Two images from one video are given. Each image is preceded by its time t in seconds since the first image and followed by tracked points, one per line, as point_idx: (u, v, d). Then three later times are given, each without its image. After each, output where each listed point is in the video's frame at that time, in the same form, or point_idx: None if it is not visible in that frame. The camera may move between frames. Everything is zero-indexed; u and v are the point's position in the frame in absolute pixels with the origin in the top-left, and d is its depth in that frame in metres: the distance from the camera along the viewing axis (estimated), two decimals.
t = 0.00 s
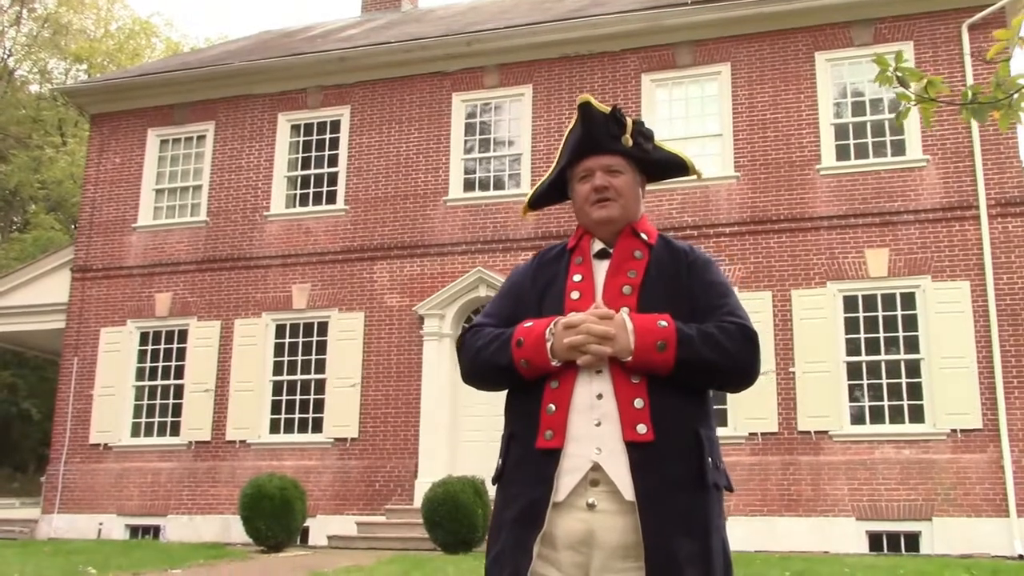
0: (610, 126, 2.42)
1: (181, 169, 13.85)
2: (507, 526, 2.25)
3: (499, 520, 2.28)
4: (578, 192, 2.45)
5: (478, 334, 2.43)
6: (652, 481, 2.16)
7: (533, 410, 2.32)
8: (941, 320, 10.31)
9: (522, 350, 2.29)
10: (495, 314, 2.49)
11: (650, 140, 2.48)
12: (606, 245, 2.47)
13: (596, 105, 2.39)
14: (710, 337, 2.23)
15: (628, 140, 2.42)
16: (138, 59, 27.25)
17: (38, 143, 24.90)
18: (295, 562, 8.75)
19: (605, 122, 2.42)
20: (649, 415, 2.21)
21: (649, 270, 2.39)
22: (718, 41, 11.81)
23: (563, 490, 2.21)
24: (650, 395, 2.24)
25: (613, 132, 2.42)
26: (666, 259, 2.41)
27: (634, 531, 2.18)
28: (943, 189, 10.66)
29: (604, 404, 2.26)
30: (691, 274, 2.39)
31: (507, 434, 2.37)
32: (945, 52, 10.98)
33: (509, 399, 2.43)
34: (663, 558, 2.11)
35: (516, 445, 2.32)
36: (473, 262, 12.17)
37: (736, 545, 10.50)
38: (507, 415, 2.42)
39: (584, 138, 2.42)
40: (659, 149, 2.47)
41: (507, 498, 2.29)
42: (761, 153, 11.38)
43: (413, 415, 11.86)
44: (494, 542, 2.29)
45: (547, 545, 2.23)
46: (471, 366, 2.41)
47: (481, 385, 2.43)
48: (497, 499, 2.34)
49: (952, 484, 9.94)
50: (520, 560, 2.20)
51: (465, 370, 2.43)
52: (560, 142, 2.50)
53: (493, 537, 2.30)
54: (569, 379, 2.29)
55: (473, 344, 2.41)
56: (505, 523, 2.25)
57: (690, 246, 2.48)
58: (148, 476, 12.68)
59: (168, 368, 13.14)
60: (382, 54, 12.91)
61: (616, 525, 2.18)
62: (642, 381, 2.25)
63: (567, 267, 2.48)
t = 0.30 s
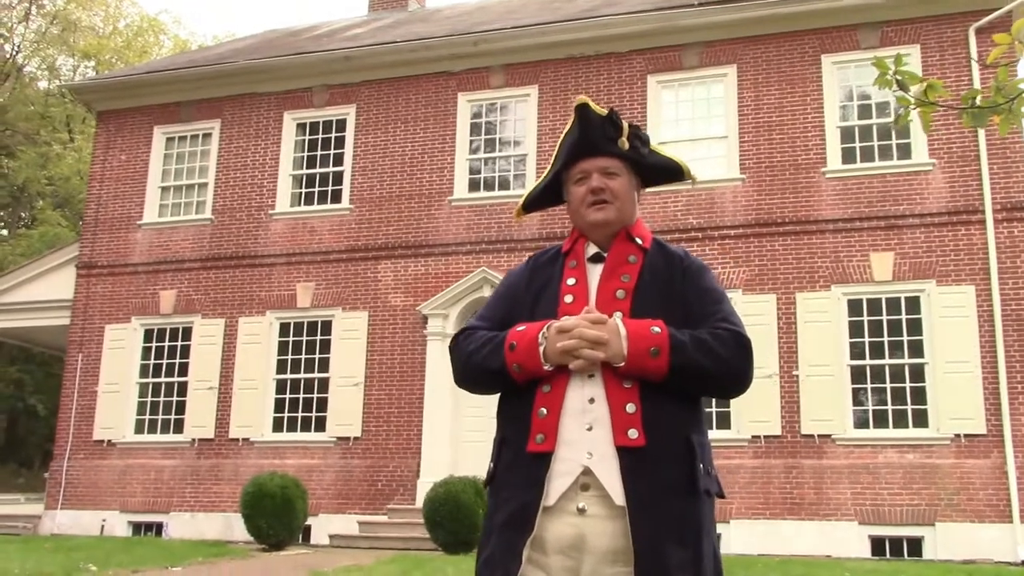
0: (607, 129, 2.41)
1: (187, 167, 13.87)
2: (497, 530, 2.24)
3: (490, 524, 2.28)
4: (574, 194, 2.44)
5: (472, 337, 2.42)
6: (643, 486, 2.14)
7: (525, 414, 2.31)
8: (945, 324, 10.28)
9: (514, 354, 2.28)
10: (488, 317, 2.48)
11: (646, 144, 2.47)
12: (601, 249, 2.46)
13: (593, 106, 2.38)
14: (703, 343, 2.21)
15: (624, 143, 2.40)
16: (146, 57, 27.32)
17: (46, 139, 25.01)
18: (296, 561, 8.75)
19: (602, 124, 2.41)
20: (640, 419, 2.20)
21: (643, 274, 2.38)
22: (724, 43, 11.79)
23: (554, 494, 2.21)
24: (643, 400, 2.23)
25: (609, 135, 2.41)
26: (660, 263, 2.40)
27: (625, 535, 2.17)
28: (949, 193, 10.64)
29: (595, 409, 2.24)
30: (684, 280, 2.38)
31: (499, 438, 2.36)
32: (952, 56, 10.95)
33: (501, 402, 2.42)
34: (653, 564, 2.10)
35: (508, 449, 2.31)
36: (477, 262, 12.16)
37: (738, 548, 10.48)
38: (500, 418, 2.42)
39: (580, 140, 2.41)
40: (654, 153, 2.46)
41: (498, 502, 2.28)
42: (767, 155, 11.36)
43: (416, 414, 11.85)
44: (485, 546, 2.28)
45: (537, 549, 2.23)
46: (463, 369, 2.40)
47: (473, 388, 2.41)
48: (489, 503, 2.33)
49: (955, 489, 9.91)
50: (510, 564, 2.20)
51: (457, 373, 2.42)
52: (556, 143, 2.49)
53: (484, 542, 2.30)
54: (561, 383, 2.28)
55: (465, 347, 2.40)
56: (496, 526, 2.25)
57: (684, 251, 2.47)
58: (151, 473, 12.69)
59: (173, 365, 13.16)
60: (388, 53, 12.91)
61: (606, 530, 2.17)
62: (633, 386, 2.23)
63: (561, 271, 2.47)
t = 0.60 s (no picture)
0: (601, 133, 2.38)
1: (196, 168, 13.91)
2: (492, 531, 2.24)
3: (486, 526, 2.28)
4: (569, 201, 2.42)
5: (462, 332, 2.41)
6: (636, 487, 2.14)
7: (520, 415, 2.32)
8: (955, 324, 10.24)
9: (469, 324, 2.31)
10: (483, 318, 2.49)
11: (641, 146, 2.44)
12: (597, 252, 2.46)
13: (586, 113, 2.36)
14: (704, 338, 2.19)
15: (619, 148, 2.37)
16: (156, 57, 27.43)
17: (58, 139, 25.16)
18: (304, 561, 8.77)
19: (595, 129, 2.37)
20: (634, 421, 2.19)
21: (639, 277, 2.37)
22: (733, 42, 11.77)
23: (548, 496, 2.20)
24: (637, 401, 2.22)
25: (604, 140, 2.37)
26: (656, 266, 2.40)
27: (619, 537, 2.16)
28: (959, 193, 10.59)
29: (589, 410, 2.24)
30: (681, 282, 2.37)
31: (495, 440, 2.36)
32: (962, 54, 10.91)
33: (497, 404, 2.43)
34: (645, 565, 2.09)
35: (503, 450, 2.31)
36: (485, 262, 12.16)
37: (747, 548, 10.46)
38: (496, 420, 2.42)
39: (574, 145, 2.38)
40: (650, 154, 2.43)
41: (493, 504, 2.28)
42: (775, 155, 11.33)
43: (424, 414, 11.86)
44: (481, 549, 2.28)
45: (531, 551, 2.22)
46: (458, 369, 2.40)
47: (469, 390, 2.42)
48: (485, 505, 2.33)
49: (965, 489, 9.86)
50: (504, 565, 2.19)
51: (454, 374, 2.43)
52: (551, 149, 2.47)
53: (480, 543, 2.29)
54: (556, 384, 2.28)
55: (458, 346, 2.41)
56: (491, 527, 2.25)
57: (683, 253, 2.47)
58: (161, 472, 12.74)
59: (182, 365, 13.20)
60: (396, 53, 12.92)
61: (599, 532, 2.16)
62: (627, 387, 2.23)
63: (558, 274, 2.48)
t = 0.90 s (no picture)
0: (598, 137, 2.38)
1: (209, 169, 13.96)
2: (493, 533, 2.24)
3: (487, 528, 2.27)
4: (568, 205, 2.42)
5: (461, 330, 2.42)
6: (635, 489, 2.13)
7: (520, 417, 2.31)
8: (969, 322, 10.18)
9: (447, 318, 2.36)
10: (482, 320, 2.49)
11: (640, 146, 2.43)
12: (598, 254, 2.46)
13: (583, 116, 2.38)
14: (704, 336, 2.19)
15: (617, 150, 2.36)
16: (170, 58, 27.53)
17: (73, 142, 25.30)
18: (316, 561, 8.80)
19: (592, 132, 2.38)
20: (632, 423, 2.18)
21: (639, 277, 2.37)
22: (744, 40, 11.74)
23: (547, 499, 2.20)
24: (636, 403, 2.21)
25: (601, 143, 2.37)
26: (657, 267, 2.39)
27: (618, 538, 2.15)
28: (972, 190, 10.53)
29: (588, 412, 2.23)
30: (681, 282, 2.37)
31: (496, 441, 2.36)
32: (975, 51, 10.84)
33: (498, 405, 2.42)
34: (645, 567, 2.08)
35: (503, 452, 2.31)
36: (497, 261, 12.15)
37: (760, 548, 10.43)
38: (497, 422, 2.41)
39: (571, 149, 2.38)
40: (650, 155, 2.42)
41: (494, 506, 2.27)
42: (787, 153, 11.29)
43: (436, 414, 11.87)
44: (482, 552, 2.27)
45: (531, 553, 2.21)
46: (459, 369, 2.40)
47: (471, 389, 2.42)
48: (486, 507, 2.33)
49: (980, 488, 9.80)
50: (504, 567, 2.19)
51: (456, 374, 2.42)
52: (550, 153, 2.46)
53: (481, 545, 2.29)
54: (554, 386, 2.27)
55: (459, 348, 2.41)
56: (492, 529, 2.25)
57: (683, 253, 2.46)
58: (175, 473, 12.80)
59: (196, 366, 13.25)
60: (407, 54, 12.94)
61: (599, 533, 2.16)
62: (626, 389, 2.21)
63: (558, 276, 2.47)
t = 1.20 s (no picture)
0: (601, 136, 2.37)
1: (224, 170, 14.03)
2: (499, 534, 2.25)
3: (493, 529, 2.28)
4: (572, 205, 2.43)
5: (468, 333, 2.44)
6: (640, 490, 2.13)
7: (525, 418, 2.32)
8: (986, 319, 10.12)
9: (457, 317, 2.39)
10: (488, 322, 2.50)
11: (644, 145, 2.42)
12: (602, 254, 2.46)
13: (585, 116, 2.36)
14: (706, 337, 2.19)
15: (620, 149, 2.36)
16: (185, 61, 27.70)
17: (90, 144, 25.49)
18: (332, 561, 8.82)
19: (595, 132, 2.37)
20: (636, 424, 2.18)
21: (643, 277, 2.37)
22: (758, 37, 11.70)
23: (552, 499, 2.20)
24: (640, 404, 2.21)
25: (604, 142, 2.37)
26: (661, 267, 2.39)
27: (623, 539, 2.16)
28: (988, 187, 10.47)
29: (592, 413, 2.23)
30: (685, 281, 2.37)
31: (502, 443, 2.37)
32: (991, 46, 10.77)
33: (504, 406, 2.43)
34: (649, 568, 2.09)
35: (508, 453, 2.32)
36: (511, 261, 12.16)
37: (776, 547, 10.40)
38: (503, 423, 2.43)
39: (574, 148, 2.38)
40: (654, 154, 2.42)
41: (500, 507, 2.29)
42: (802, 150, 11.25)
43: (451, 414, 11.89)
44: (488, 552, 2.29)
45: (537, 553, 2.22)
46: (464, 371, 2.42)
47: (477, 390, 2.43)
48: (492, 508, 2.34)
49: (998, 486, 9.74)
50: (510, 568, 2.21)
51: (461, 377, 2.44)
52: (554, 153, 2.47)
53: (488, 547, 2.30)
54: (558, 388, 2.28)
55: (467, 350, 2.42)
56: (498, 530, 2.26)
57: (688, 252, 2.46)
58: (192, 473, 12.88)
59: (212, 366, 13.32)
60: (420, 54, 12.96)
61: (604, 534, 2.16)
62: (630, 390, 2.22)
63: (563, 276, 2.48)
